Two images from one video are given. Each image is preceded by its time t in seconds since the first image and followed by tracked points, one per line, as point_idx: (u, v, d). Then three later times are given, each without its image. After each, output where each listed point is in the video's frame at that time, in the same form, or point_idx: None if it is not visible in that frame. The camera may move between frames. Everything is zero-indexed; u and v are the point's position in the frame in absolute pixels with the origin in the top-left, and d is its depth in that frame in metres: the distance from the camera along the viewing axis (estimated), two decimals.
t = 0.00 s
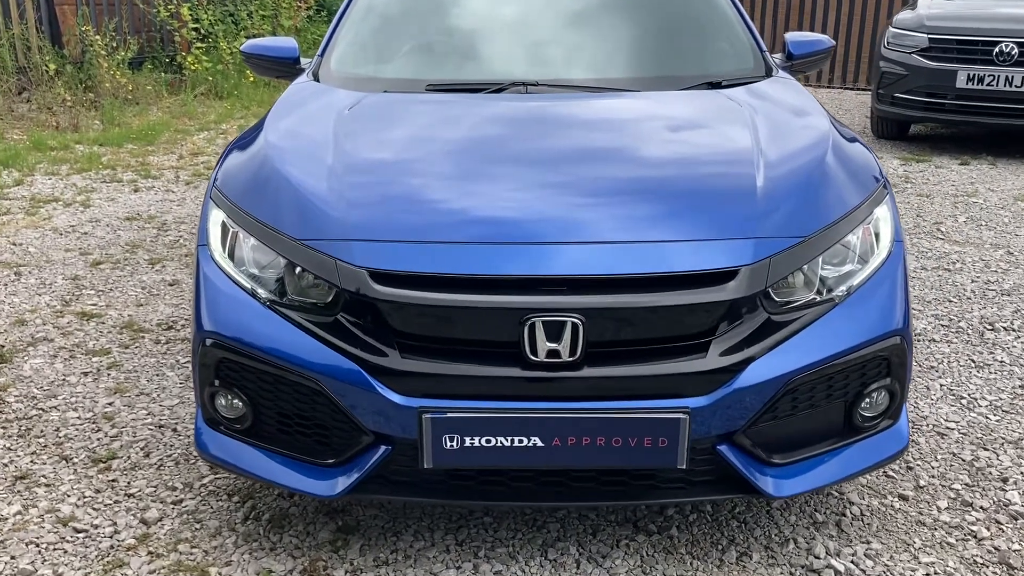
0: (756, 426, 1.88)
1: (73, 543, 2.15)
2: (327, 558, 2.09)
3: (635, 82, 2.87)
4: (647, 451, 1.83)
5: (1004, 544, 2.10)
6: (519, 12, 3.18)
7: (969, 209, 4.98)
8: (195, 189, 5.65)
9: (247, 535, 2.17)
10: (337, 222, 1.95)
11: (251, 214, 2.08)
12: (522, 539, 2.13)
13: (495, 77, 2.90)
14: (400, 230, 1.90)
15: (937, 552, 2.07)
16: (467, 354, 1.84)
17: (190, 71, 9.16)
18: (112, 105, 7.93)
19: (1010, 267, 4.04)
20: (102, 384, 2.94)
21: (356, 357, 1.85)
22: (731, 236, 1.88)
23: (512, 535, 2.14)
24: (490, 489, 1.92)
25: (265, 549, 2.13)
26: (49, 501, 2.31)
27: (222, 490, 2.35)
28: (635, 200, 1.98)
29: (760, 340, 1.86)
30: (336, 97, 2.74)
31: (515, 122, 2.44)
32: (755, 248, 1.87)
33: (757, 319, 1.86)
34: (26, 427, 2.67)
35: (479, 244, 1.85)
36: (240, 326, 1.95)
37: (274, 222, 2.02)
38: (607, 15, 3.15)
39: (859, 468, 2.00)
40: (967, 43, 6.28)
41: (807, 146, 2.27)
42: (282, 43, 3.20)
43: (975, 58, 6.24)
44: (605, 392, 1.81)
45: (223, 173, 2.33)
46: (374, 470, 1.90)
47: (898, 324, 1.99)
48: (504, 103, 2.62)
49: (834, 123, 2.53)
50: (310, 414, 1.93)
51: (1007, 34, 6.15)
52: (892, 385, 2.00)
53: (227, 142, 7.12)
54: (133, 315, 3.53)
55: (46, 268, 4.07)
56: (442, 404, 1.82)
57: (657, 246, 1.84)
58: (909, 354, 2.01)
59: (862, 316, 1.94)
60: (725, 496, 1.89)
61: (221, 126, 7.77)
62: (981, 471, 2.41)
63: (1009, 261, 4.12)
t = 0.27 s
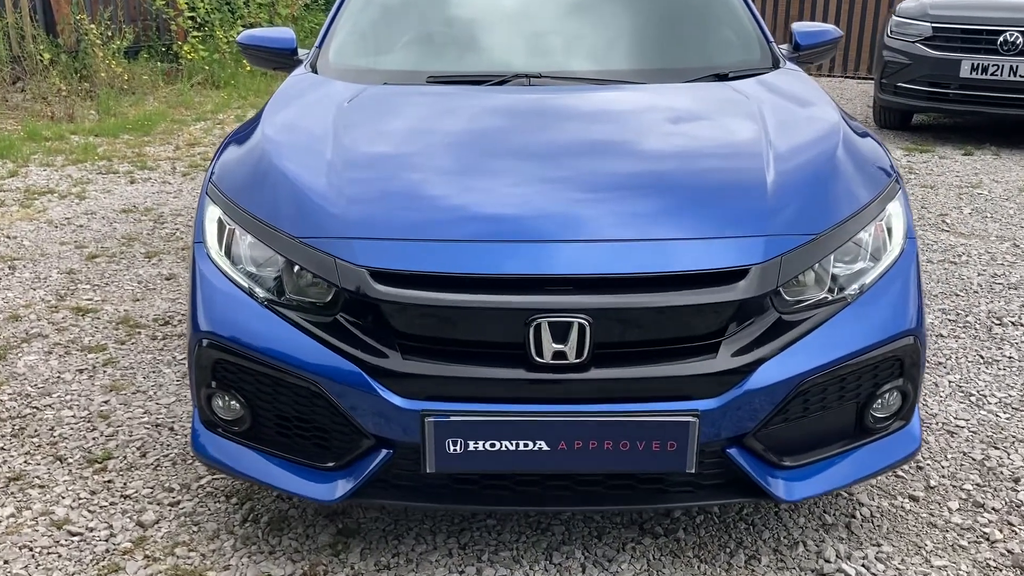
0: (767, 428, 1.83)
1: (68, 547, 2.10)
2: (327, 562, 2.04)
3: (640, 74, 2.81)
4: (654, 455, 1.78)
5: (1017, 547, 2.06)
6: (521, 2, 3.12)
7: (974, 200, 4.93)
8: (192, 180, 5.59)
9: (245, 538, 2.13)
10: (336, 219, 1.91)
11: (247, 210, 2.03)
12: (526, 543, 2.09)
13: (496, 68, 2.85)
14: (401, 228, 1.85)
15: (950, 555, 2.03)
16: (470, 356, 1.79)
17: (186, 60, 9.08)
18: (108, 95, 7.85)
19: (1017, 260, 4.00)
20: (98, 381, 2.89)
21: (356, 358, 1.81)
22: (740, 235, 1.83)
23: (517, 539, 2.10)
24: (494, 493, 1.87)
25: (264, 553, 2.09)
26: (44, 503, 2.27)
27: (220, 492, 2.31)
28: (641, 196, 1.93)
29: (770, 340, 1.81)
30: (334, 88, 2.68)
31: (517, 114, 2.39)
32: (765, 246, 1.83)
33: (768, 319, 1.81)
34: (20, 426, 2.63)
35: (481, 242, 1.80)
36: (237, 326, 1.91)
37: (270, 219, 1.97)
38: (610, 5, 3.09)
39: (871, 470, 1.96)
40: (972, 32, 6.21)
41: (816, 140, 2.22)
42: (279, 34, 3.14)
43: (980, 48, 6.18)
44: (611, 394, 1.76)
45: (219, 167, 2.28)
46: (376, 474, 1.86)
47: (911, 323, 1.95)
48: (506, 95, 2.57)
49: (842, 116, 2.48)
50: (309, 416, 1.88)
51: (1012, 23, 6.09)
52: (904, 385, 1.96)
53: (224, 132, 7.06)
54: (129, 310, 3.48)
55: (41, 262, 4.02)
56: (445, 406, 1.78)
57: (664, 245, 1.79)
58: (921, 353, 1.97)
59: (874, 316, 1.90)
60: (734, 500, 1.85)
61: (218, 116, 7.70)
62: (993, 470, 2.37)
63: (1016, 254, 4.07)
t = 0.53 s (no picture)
0: (774, 428, 1.79)
1: (58, 547, 2.06)
2: (324, 563, 2.00)
3: (643, 62, 2.75)
4: (659, 455, 1.74)
5: None
6: None
7: (979, 190, 4.88)
8: (187, 169, 5.53)
9: (240, 538, 2.09)
10: (331, 213, 1.85)
11: (241, 202, 1.97)
12: (526, 543, 2.05)
13: (496, 56, 2.79)
14: (398, 222, 1.80)
15: (959, 556, 1.99)
16: (470, 354, 1.74)
17: (182, 47, 8.99)
18: (103, 82, 7.77)
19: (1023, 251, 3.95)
20: (90, 375, 2.84)
21: (352, 356, 1.76)
22: (747, 229, 1.78)
23: (517, 539, 2.06)
24: (494, 494, 1.83)
25: (259, 553, 2.04)
26: (34, 502, 2.22)
27: (214, 490, 2.26)
28: (646, 190, 1.88)
29: (778, 338, 1.76)
30: (330, 77, 2.62)
31: (517, 103, 2.33)
32: (773, 241, 1.78)
33: (776, 316, 1.76)
34: (11, 422, 2.58)
35: (481, 238, 1.75)
36: (230, 323, 1.85)
37: (264, 212, 1.91)
38: None
39: (880, 471, 1.91)
40: (976, 19, 6.15)
41: (825, 131, 2.17)
42: (275, 20, 3.08)
43: (984, 35, 6.11)
44: (614, 393, 1.72)
45: (213, 158, 2.23)
46: (373, 474, 1.81)
47: (922, 320, 1.90)
48: (506, 84, 2.51)
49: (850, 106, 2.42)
50: (304, 415, 1.83)
51: (1017, 10, 6.02)
52: (914, 383, 1.91)
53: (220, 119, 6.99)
54: (123, 301, 3.43)
55: (34, 252, 3.96)
56: (444, 406, 1.73)
57: (670, 240, 1.74)
58: (932, 351, 1.92)
59: (884, 313, 1.85)
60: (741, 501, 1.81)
61: (214, 103, 7.62)
62: (1002, 468, 2.32)
63: (1022, 245, 4.02)
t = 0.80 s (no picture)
0: (781, 426, 1.72)
1: (40, 544, 1.99)
2: (314, 562, 1.94)
3: (645, 44, 2.67)
4: (662, 454, 1.67)
5: None
6: None
7: (986, 177, 4.80)
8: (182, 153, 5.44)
9: (228, 535, 2.03)
10: (321, 200, 1.78)
11: (228, 189, 1.90)
12: (523, 541, 1.98)
13: (494, 38, 2.70)
14: (392, 210, 1.73)
15: (971, 557, 1.92)
16: (465, 347, 1.67)
17: (178, 30, 8.88)
18: (97, 65, 7.68)
19: None
20: (78, 365, 2.77)
21: (343, 350, 1.69)
22: (754, 219, 1.70)
23: (514, 537, 2.00)
24: (490, 492, 1.76)
25: (247, 551, 1.98)
26: (17, 497, 2.16)
27: (203, 484, 2.20)
28: (650, 177, 1.80)
29: (787, 332, 1.69)
30: (324, 58, 2.54)
31: (516, 86, 2.25)
32: (783, 230, 1.70)
33: (783, 308, 1.69)
34: None
35: (477, 227, 1.68)
36: (216, 314, 1.78)
37: (253, 199, 1.84)
38: None
39: (890, 469, 1.84)
40: (984, 3, 6.05)
41: (835, 116, 2.09)
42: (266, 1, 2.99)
43: (991, 20, 6.02)
44: (615, 389, 1.65)
45: (201, 142, 2.15)
46: (363, 472, 1.74)
47: (935, 313, 1.83)
48: (504, 66, 2.43)
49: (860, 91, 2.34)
50: (293, 410, 1.76)
51: None
52: (926, 379, 1.84)
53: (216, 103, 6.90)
54: (113, 289, 3.35)
55: (24, 238, 3.89)
56: (438, 402, 1.66)
57: (674, 230, 1.67)
58: (945, 345, 1.85)
59: (896, 305, 1.77)
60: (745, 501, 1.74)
61: (210, 86, 7.53)
62: (1014, 464, 2.25)
63: None
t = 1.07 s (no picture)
0: (780, 435, 1.63)
1: (5, 551, 1.91)
2: (290, 572, 1.86)
3: (643, 30, 2.56)
4: (654, 465, 1.58)
5: None
6: None
7: (992, 167, 4.69)
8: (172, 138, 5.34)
9: (202, 542, 1.94)
10: (296, 194, 1.68)
11: (202, 181, 1.80)
12: (509, 551, 1.90)
13: (485, 22, 2.60)
14: (372, 205, 1.63)
15: (977, 570, 1.84)
16: (447, 352, 1.58)
17: (173, 12, 8.76)
18: (89, 48, 7.56)
19: None
20: (54, 360, 2.68)
21: (318, 354, 1.59)
22: (754, 216, 1.61)
23: (500, 547, 1.91)
24: (474, 503, 1.68)
25: (221, 560, 1.90)
26: None
27: (178, 488, 2.11)
28: (646, 170, 1.71)
29: (787, 336, 1.60)
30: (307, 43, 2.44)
31: (506, 72, 2.15)
32: (786, 228, 1.61)
33: (783, 312, 1.60)
34: None
35: (459, 224, 1.58)
36: (185, 314, 1.69)
37: (225, 192, 1.75)
38: None
39: (896, 478, 1.75)
40: None
41: (840, 106, 1.99)
42: None
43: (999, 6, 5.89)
44: (605, 397, 1.56)
45: (178, 131, 2.05)
46: (340, 481, 1.65)
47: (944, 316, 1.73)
48: (495, 51, 2.33)
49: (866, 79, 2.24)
50: (266, 416, 1.67)
51: None
52: (933, 385, 1.75)
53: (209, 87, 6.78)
54: (95, 280, 3.26)
55: (6, 226, 3.79)
56: (418, 409, 1.57)
57: (669, 228, 1.57)
58: (954, 349, 1.75)
59: (904, 308, 1.68)
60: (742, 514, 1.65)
61: (203, 70, 7.41)
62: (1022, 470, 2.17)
63: None
